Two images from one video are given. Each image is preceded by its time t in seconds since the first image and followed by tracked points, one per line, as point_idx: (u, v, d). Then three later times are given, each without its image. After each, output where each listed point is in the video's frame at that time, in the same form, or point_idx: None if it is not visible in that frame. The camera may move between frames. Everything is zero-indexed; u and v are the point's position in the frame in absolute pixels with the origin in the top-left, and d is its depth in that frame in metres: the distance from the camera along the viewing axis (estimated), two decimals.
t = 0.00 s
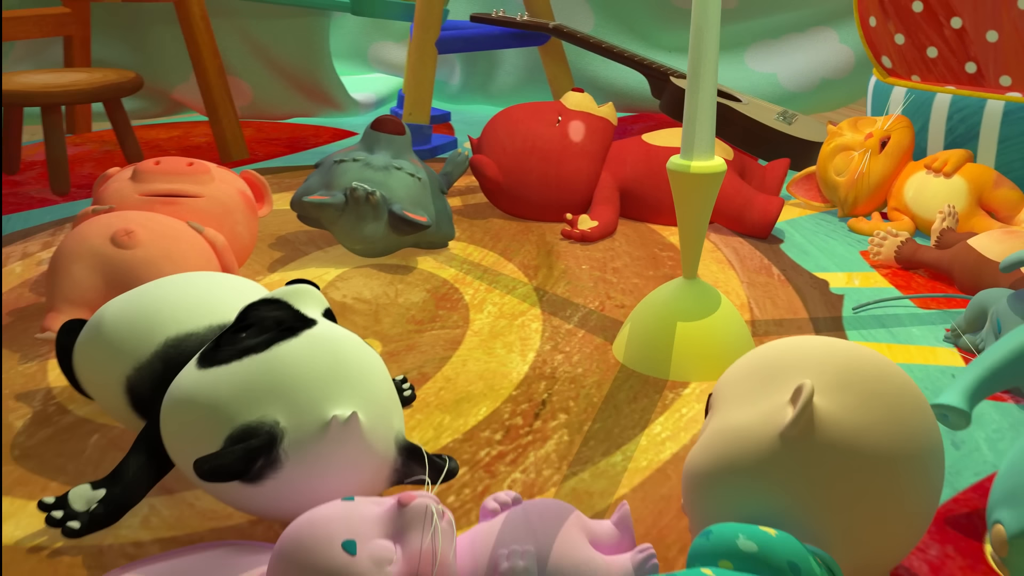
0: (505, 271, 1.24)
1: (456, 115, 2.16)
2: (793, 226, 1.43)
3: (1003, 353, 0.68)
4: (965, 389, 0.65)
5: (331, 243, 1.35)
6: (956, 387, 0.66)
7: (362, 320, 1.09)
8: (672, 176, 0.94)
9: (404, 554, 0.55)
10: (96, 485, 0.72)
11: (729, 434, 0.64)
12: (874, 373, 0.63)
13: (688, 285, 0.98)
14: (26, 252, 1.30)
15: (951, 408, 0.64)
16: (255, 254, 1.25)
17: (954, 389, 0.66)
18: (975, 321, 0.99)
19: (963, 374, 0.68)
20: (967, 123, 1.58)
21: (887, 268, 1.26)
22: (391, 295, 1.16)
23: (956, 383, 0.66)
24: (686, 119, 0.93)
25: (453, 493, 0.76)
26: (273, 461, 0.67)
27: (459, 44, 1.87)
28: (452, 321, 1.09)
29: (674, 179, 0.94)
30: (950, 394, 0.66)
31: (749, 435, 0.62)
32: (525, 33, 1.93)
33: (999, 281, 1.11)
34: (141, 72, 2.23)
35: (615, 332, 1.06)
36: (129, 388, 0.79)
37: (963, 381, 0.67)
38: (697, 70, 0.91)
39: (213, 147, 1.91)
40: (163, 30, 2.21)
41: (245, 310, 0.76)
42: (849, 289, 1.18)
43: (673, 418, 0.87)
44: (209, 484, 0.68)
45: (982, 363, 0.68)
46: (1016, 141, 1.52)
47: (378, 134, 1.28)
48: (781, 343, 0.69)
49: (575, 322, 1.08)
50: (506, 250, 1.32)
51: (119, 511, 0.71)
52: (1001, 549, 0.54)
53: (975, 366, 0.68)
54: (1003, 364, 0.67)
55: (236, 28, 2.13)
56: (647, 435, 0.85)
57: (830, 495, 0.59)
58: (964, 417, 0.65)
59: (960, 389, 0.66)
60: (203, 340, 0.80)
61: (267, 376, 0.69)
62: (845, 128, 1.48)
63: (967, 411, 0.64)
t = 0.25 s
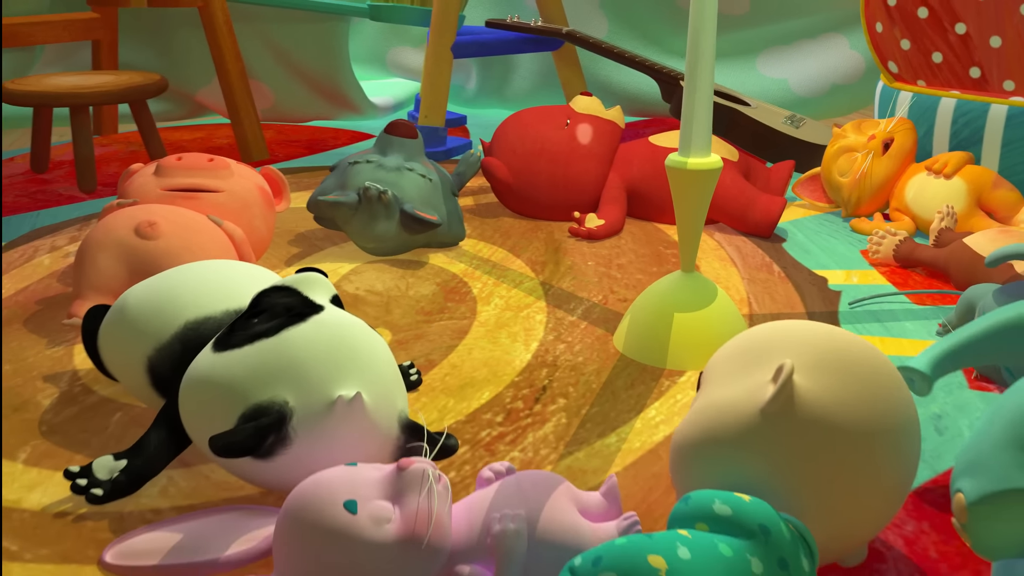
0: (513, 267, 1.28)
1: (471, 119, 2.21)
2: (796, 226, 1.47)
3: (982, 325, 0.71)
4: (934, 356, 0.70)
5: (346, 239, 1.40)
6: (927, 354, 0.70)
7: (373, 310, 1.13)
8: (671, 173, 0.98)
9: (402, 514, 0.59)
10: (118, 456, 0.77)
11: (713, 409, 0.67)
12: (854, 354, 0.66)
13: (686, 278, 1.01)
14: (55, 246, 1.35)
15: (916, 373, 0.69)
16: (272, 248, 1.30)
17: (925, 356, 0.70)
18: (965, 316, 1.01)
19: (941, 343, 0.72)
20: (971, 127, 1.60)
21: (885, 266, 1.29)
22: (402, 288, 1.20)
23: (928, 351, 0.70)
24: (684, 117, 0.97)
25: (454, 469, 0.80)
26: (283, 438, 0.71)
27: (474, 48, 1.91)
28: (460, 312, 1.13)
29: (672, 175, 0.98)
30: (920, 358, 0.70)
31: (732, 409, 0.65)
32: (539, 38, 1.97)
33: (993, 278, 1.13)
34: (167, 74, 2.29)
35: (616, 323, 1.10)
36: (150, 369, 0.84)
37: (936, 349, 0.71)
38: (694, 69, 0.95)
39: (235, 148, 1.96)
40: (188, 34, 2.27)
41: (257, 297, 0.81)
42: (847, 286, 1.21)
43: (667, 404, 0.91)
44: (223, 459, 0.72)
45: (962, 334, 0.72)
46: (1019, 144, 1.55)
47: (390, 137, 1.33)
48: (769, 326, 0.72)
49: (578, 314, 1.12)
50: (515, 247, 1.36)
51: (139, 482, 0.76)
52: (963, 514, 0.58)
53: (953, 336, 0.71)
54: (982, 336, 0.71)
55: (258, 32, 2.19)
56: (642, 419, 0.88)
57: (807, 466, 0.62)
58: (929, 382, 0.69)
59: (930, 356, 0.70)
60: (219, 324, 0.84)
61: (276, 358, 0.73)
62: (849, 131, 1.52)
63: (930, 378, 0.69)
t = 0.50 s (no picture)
0: (514, 264, 1.32)
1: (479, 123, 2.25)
2: (793, 227, 1.50)
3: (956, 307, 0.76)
4: (905, 330, 0.74)
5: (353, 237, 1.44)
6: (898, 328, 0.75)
7: (378, 304, 1.17)
8: (664, 170, 1.02)
9: (397, 482, 0.62)
10: (131, 435, 0.81)
11: (695, 387, 0.70)
12: (830, 338, 0.69)
13: (679, 273, 1.05)
14: (71, 242, 1.39)
15: (884, 344, 0.74)
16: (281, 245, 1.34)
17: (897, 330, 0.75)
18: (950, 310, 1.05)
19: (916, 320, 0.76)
20: (967, 130, 1.63)
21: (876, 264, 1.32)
22: (406, 283, 1.24)
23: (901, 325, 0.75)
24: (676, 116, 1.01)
25: (451, 450, 0.84)
26: (287, 421, 0.75)
27: (480, 53, 1.95)
28: (462, 306, 1.17)
29: (665, 173, 1.01)
30: (891, 332, 0.75)
31: (712, 386, 0.69)
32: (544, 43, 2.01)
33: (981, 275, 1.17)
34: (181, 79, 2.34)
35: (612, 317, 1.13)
36: (163, 355, 0.88)
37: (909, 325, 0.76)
38: (686, 69, 0.99)
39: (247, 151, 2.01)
40: (201, 39, 2.32)
41: (264, 288, 0.85)
42: (839, 284, 1.25)
43: (658, 392, 0.95)
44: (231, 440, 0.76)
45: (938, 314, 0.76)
46: (1013, 147, 1.58)
47: (397, 140, 1.37)
48: (753, 312, 0.75)
49: (576, 309, 1.16)
50: (517, 245, 1.40)
51: (151, 459, 0.80)
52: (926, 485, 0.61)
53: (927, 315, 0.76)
54: (954, 316, 0.75)
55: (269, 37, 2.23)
56: (633, 406, 0.92)
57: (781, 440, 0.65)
58: (896, 354, 0.74)
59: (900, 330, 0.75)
60: (229, 313, 0.88)
61: (281, 346, 0.77)
62: (845, 134, 1.55)
63: (897, 349, 0.74)
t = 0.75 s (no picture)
0: (508, 262, 1.35)
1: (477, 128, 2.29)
2: (781, 227, 1.53)
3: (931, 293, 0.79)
4: (876, 312, 0.79)
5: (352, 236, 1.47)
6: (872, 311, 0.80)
7: (374, 300, 1.21)
8: (650, 169, 1.05)
9: (386, 455, 0.66)
10: (135, 420, 0.84)
11: (675, 369, 0.73)
12: (804, 325, 0.73)
13: (666, 269, 1.08)
14: (77, 241, 1.43)
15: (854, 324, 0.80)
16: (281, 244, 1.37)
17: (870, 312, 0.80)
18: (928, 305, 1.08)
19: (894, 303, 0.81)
20: (954, 134, 1.67)
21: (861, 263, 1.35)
22: (402, 280, 1.28)
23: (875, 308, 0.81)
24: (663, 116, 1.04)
25: (443, 436, 0.87)
26: (284, 408, 0.78)
27: (477, 59, 1.99)
28: (456, 302, 1.20)
29: (652, 171, 1.05)
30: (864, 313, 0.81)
31: (690, 368, 0.72)
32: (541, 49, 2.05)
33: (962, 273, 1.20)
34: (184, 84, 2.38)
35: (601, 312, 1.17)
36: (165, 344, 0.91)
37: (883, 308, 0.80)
38: (671, 71, 1.02)
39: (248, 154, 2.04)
40: (204, 45, 2.36)
41: (263, 282, 0.88)
42: (824, 282, 1.28)
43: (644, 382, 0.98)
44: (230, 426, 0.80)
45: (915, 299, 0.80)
46: (998, 151, 1.61)
47: (394, 141, 1.41)
48: (733, 301, 0.79)
49: (567, 305, 1.19)
50: (511, 244, 1.43)
51: (154, 443, 0.83)
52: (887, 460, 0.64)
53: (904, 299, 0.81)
54: (927, 302, 0.79)
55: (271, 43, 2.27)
56: (619, 396, 0.95)
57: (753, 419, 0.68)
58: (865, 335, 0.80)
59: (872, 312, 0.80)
60: (229, 305, 0.92)
61: (279, 336, 0.80)
62: (833, 137, 1.59)
63: (864, 329, 0.79)
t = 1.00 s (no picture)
0: (500, 261, 1.38)
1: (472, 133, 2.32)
2: (769, 228, 1.57)
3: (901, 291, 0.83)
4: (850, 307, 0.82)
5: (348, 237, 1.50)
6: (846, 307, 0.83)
7: (369, 298, 1.24)
8: (636, 168, 1.08)
9: (376, 437, 0.69)
10: (136, 410, 0.87)
11: (655, 356, 0.76)
12: (779, 314, 0.76)
13: (651, 266, 1.12)
14: (79, 242, 1.46)
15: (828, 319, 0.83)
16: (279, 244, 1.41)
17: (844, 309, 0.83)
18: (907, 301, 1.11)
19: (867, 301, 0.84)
20: (938, 137, 1.70)
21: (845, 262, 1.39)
22: (396, 278, 1.31)
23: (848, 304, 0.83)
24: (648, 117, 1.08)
25: (433, 425, 0.90)
26: (280, 395, 0.82)
27: (472, 65, 2.03)
28: (448, 300, 1.23)
29: (637, 171, 1.08)
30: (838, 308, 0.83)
31: (669, 355, 0.75)
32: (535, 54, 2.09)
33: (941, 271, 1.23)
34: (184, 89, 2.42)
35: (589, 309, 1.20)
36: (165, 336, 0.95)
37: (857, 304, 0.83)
38: (656, 73, 1.06)
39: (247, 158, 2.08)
40: (204, 51, 2.40)
41: (260, 275, 0.91)
42: (808, 280, 1.31)
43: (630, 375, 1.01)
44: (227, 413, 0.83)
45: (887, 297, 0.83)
46: (982, 153, 1.64)
47: (388, 143, 1.44)
48: (712, 291, 0.82)
49: (556, 302, 1.23)
50: (504, 245, 1.46)
51: (155, 431, 0.86)
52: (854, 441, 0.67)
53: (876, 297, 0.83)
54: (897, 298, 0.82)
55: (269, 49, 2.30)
56: (604, 388, 0.98)
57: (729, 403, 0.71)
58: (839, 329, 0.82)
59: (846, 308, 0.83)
60: (227, 298, 0.95)
61: (275, 326, 0.84)
62: (818, 140, 1.63)
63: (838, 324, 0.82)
